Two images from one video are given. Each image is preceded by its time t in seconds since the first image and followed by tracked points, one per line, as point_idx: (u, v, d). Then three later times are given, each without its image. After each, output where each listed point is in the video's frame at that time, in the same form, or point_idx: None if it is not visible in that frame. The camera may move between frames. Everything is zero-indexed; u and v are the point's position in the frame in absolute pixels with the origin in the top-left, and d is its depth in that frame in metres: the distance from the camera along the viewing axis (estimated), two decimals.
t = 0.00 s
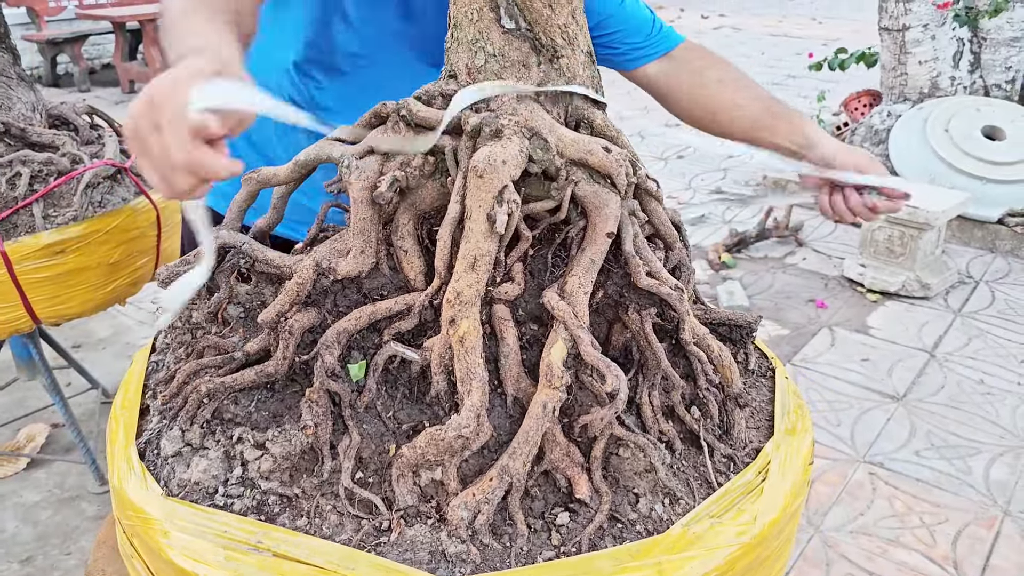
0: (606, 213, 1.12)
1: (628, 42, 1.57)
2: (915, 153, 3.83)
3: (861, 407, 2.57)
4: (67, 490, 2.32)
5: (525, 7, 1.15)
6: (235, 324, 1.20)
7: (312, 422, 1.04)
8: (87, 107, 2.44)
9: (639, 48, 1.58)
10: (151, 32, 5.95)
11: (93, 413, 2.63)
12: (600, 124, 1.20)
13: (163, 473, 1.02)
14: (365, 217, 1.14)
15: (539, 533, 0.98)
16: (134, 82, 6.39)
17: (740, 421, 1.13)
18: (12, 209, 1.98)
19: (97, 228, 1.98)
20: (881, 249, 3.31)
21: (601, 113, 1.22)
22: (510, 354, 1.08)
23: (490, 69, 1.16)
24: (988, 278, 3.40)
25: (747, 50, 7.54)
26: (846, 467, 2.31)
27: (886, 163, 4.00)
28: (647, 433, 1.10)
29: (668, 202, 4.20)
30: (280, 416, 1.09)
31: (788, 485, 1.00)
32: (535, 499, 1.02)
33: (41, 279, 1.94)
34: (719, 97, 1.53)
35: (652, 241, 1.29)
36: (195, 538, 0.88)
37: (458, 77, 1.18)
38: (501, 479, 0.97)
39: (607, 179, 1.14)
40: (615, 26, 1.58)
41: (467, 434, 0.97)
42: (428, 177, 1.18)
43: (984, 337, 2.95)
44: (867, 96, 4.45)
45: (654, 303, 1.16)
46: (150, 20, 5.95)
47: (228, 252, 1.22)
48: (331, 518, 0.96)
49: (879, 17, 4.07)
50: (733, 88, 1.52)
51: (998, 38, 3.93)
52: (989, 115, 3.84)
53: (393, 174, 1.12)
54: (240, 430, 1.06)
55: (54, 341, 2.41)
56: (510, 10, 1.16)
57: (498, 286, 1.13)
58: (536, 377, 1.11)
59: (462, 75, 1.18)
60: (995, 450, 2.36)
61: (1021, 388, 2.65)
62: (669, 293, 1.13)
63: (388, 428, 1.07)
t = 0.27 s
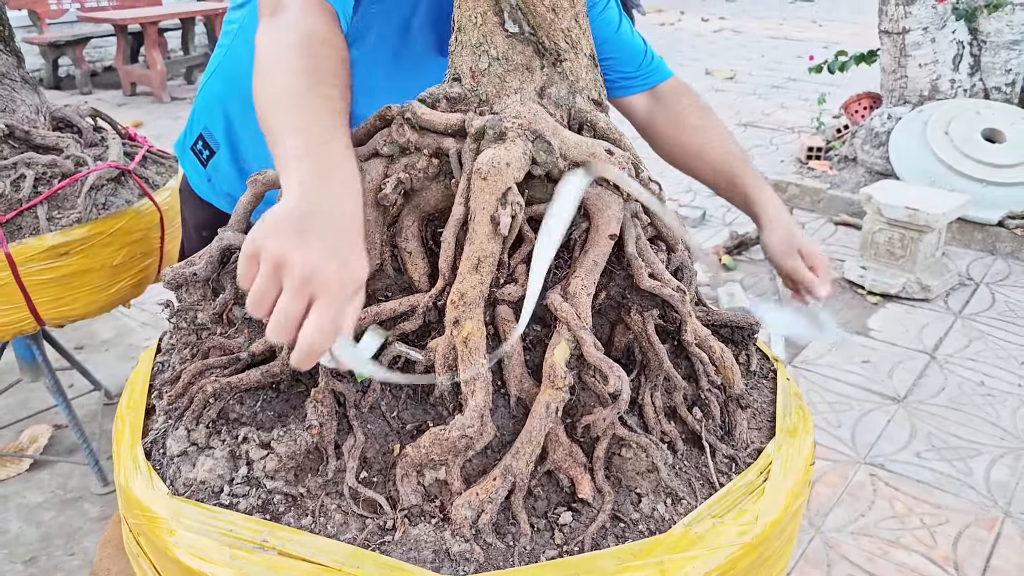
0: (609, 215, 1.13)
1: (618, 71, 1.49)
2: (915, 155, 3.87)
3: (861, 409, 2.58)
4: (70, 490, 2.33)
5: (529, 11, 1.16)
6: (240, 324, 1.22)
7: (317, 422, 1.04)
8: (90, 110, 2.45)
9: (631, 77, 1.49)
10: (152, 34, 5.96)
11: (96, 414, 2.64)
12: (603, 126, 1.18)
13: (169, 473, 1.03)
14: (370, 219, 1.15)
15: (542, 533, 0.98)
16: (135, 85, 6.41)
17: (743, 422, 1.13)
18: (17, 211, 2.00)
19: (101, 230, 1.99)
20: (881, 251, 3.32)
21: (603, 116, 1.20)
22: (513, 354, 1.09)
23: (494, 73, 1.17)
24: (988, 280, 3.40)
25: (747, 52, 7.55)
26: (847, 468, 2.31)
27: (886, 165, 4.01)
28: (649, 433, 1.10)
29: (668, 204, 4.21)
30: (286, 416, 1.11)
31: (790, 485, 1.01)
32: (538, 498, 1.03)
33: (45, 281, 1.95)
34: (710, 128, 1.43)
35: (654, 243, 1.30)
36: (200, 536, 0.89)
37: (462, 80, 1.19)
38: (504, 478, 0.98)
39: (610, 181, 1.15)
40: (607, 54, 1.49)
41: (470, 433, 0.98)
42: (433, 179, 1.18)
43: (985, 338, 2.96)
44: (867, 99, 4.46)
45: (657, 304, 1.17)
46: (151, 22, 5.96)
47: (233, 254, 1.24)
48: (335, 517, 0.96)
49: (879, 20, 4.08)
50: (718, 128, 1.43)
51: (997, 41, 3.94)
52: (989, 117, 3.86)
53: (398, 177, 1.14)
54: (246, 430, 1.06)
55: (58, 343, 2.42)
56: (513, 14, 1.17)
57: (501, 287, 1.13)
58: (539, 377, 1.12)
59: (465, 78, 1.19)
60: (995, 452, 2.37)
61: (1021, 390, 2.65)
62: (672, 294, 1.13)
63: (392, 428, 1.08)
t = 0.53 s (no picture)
0: (614, 215, 1.14)
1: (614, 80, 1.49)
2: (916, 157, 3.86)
3: (864, 410, 2.58)
4: (74, 491, 2.33)
5: (535, 12, 1.17)
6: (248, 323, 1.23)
7: (324, 420, 1.05)
8: (96, 111, 2.44)
9: (623, 87, 1.49)
10: (155, 36, 5.97)
11: (100, 415, 2.65)
12: (608, 127, 1.18)
13: (177, 471, 1.03)
14: (377, 219, 1.16)
15: (547, 531, 0.99)
16: (138, 86, 6.42)
17: (747, 422, 1.14)
18: (23, 211, 2.00)
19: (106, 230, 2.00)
20: (883, 252, 3.32)
21: (609, 117, 1.21)
22: (520, 353, 1.09)
23: (500, 74, 1.18)
24: (991, 281, 3.40)
25: (748, 54, 7.56)
26: (850, 469, 2.32)
27: (888, 167, 4.02)
28: (654, 433, 1.11)
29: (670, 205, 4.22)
30: (293, 415, 1.11)
31: (794, 485, 1.02)
32: (544, 497, 1.02)
33: (51, 281, 1.95)
34: (696, 139, 1.46)
35: (659, 243, 1.31)
36: (209, 534, 0.89)
37: (468, 80, 1.20)
38: (511, 477, 0.98)
39: (615, 181, 1.16)
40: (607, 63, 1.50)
41: (477, 432, 0.98)
42: (439, 179, 1.19)
43: (987, 340, 2.96)
44: (869, 100, 4.47)
45: (662, 304, 1.18)
46: (154, 24, 5.98)
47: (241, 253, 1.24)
48: (343, 515, 0.97)
49: (881, 22, 4.08)
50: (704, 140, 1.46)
51: (999, 43, 3.95)
52: (991, 119, 3.87)
53: (404, 177, 1.15)
54: (253, 429, 1.07)
55: (63, 343, 2.43)
56: (519, 16, 1.17)
57: (507, 287, 1.14)
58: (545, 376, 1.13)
59: (472, 79, 1.20)
60: (998, 453, 2.37)
61: None
62: (677, 294, 1.14)
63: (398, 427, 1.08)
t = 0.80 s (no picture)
0: (620, 217, 1.15)
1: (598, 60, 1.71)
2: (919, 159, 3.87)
3: (866, 411, 2.58)
4: (77, 491, 2.34)
5: (541, 15, 1.17)
6: (253, 324, 1.23)
7: (330, 421, 1.05)
8: (100, 113, 2.45)
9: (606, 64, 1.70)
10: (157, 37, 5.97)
11: (103, 416, 2.65)
12: (613, 129, 1.20)
13: (183, 471, 1.03)
14: (382, 220, 1.16)
15: (553, 532, 0.99)
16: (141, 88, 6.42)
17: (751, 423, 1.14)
18: (28, 212, 2.01)
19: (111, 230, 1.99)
20: (885, 254, 3.32)
21: (614, 119, 1.22)
22: (525, 355, 1.10)
23: (506, 76, 1.18)
24: (993, 283, 3.40)
25: (750, 55, 7.56)
26: (853, 470, 2.32)
27: (890, 168, 4.02)
28: (658, 434, 1.11)
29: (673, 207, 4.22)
30: (299, 416, 1.11)
31: (798, 486, 1.02)
32: (548, 498, 1.02)
33: (56, 282, 1.96)
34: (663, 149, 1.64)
35: (663, 245, 1.31)
36: (215, 534, 0.90)
37: (474, 83, 1.21)
38: (516, 478, 0.98)
39: (620, 183, 1.16)
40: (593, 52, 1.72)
41: (482, 433, 0.99)
42: (445, 181, 1.19)
43: (990, 341, 2.96)
44: (871, 102, 4.47)
45: (667, 306, 1.19)
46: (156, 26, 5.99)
47: (246, 254, 1.24)
48: (349, 516, 0.97)
49: (884, 24, 4.08)
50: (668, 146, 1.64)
51: (1001, 45, 3.95)
52: (993, 121, 3.88)
53: (410, 179, 1.15)
54: (259, 429, 1.07)
55: (66, 344, 2.43)
56: (525, 18, 1.18)
57: (512, 289, 1.14)
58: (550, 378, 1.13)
59: (477, 82, 1.21)
60: (1001, 455, 2.37)
61: None
62: (682, 296, 1.14)
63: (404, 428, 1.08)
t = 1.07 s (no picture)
0: (620, 218, 1.14)
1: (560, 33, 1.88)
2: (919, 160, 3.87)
3: (867, 412, 2.58)
4: (77, 492, 2.34)
5: (541, 15, 1.17)
6: (253, 324, 1.23)
7: (329, 422, 1.03)
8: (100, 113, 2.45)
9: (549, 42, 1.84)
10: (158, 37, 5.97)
11: (103, 416, 2.65)
12: (613, 130, 1.20)
13: (183, 471, 1.04)
14: (382, 221, 1.16)
15: (551, 532, 0.99)
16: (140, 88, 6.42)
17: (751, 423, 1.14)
18: (29, 212, 2.01)
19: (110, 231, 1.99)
20: (886, 255, 3.32)
21: (614, 120, 1.22)
22: (524, 355, 1.10)
23: (506, 76, 1.18)
24: (993, 284, 3.40)
25: (750, 56, 7.56)
26: (853, 471, 2.32)
27: (891, 169, 4.02)
28: (658, 434, 1.11)
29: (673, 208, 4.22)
30: (298, 416, 1.10)
31: (798, 487, 1.02)
32: (548, 498, 1.03)
33: (56, 282, 1.96)
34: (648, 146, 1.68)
35: (663, 245, 1.31)
36: (214, 534, 0.90)
37: (474, 83, 1.21)
38: (515, 478, 0.98)
39: (620, 184, 1.16)
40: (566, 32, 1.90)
41: (481, 434, 0.98)
42: (444, 181, 1.19)
43: (990, 342, 2.96)
44: (872, 103, 4.47)
45: (666, 306, 1.19)
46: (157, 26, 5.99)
47: (246, 254, 1.24)
48: (348, 516, 0.97)
49: (884, 24, 4.07)
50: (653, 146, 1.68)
51: (1002, 45, 3.95)
52: (994, 122, 3.88)
53: (410, 179, 1.15)
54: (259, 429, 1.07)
55: (66, 345, 2.43)
56: (525, 19, 1.18)
57: (512, 289, 1.14)
58: (550, 378, 1.13)
59: (477, 81, 1.21)
60: (1001, 455, 2.37)
61: None
62: (681, 296, 1.14)
63: (404, 428, 1.09)
